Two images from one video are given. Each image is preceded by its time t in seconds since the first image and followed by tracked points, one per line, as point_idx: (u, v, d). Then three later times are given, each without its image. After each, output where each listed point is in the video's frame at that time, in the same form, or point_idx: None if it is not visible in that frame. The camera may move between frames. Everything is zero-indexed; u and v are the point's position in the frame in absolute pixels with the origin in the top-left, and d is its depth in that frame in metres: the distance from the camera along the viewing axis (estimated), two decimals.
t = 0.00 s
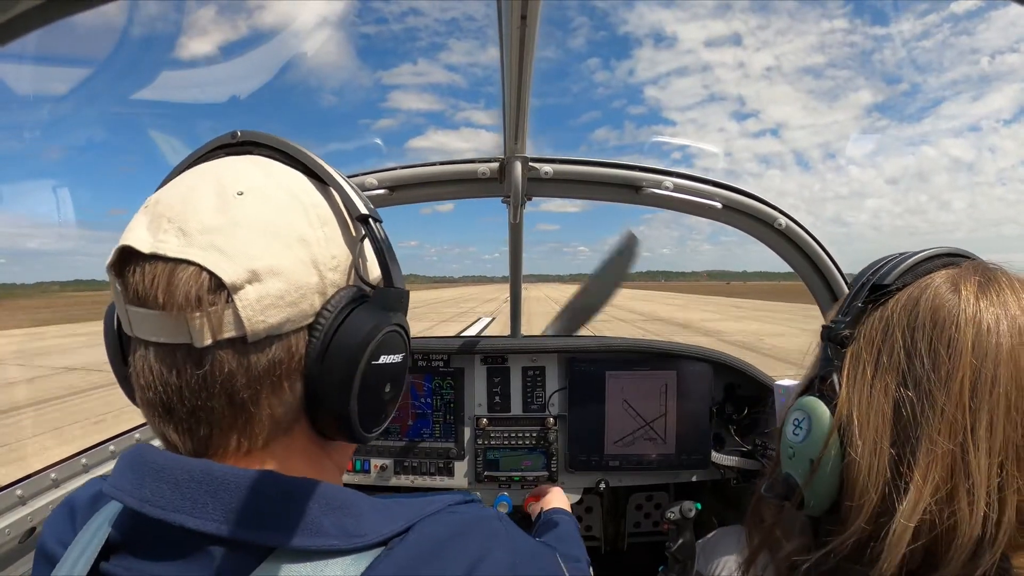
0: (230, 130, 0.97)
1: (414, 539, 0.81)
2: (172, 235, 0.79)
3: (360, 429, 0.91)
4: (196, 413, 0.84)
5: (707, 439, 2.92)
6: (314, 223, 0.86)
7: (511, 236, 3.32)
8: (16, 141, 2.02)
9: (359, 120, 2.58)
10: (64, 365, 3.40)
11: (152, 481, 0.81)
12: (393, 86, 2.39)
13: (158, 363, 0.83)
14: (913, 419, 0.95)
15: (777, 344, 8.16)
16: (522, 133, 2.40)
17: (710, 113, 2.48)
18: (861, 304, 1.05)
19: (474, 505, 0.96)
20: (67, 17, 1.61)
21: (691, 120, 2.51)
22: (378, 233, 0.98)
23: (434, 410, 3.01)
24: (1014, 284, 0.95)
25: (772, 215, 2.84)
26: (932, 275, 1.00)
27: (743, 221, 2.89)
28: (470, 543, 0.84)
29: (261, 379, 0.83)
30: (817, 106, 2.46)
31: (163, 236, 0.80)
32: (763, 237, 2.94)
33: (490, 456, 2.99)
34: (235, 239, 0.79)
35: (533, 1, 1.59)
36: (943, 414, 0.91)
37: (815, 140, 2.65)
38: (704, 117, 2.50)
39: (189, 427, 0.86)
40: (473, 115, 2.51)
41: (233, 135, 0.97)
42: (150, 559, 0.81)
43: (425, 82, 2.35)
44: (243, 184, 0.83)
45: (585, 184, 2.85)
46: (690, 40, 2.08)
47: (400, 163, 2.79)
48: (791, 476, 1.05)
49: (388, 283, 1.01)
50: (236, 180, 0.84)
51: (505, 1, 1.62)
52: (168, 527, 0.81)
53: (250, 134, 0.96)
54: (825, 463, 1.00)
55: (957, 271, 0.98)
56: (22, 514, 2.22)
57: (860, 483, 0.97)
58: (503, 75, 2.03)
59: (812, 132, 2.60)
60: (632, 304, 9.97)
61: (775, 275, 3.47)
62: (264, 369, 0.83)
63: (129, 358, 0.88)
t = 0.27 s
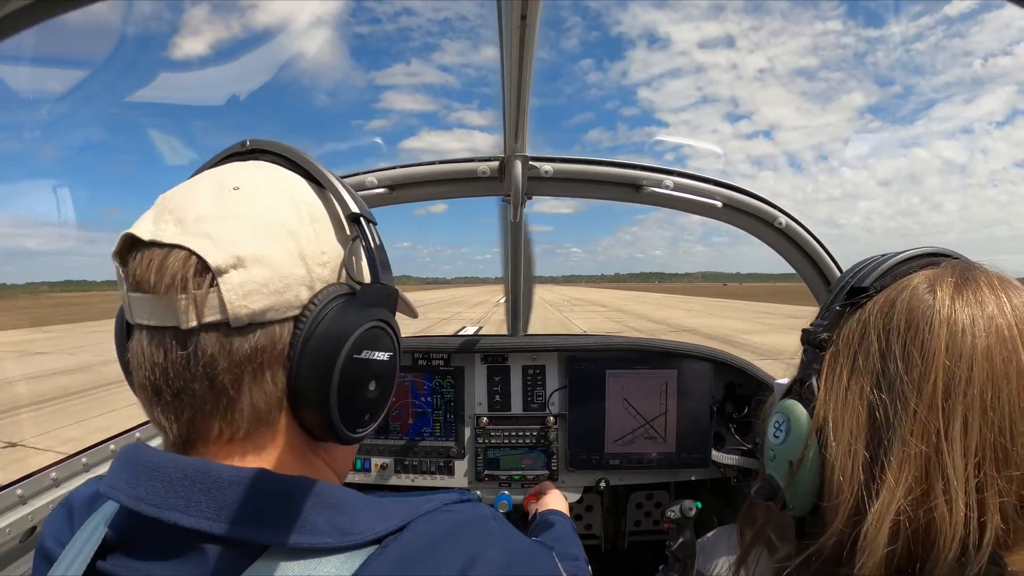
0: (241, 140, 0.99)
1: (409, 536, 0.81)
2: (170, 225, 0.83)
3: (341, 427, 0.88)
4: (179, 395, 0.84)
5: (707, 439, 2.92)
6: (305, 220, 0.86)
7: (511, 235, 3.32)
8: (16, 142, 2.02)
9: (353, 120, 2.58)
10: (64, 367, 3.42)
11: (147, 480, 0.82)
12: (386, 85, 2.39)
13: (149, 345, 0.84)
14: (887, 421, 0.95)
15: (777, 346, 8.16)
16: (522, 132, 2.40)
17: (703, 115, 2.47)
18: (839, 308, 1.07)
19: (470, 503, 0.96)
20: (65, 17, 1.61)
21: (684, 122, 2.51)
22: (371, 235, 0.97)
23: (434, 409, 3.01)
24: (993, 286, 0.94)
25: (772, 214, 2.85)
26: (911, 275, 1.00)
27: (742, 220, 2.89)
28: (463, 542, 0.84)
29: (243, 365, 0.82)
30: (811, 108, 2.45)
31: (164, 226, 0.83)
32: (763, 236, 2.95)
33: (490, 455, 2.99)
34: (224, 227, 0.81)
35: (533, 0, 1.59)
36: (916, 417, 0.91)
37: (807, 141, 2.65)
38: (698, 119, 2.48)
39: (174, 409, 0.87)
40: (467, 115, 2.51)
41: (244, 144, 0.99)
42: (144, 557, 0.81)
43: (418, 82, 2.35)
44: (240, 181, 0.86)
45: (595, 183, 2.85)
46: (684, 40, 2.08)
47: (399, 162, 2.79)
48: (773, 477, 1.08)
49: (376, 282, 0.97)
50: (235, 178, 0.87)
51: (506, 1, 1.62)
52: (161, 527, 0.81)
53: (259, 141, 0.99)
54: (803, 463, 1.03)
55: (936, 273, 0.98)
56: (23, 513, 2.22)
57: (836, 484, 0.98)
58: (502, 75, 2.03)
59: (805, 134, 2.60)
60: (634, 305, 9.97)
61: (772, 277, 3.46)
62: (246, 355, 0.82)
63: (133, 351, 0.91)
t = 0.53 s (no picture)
0: (224, 144, 1.00)
1: (393, 536, 0.81)
2: (152, 229, 0.84)
3: (323, 427, 0.88)
4: (162, 397, 0.85)
5: (706, 441, 2.92)
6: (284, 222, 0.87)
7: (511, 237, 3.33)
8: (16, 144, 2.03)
9: (343, 120, 2.59)
10: (64, 369, 3.42)
11: (134, 479, 0.82)
12: (377, 86, 2.39)
13: (132, 349, 0.85)
14: (877, 447, 0.95)
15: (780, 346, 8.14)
16: (523, 134, 2.41)
17: (695, 114, 2.47)
18: (821, 324, 1.06)
19: (459, 503, 0.96)
20: (63, 20, 1.61)
21: (675, 122, 2.51)
22: (352, 237, 0.96)
23: (434, 411, 3.01)
24: (980, 296, 0.93)
25: (772, 216, 2.85)
26: (898, 284, 0.99)
27: (742, 223, 2.90)
28: (450, 542, 0.85)
29: (223, 365, 0.83)
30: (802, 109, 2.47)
31: (146, 229, 0.84)
32: (763, 239, 2.95)
33: (490, 457, 2.99)
34: (204, 230, 0.82)
35: (534, 2, 1.59)
36: (908, 444, 0.91)
37: (799, 141, 2.65)
38: (688, 119, 2.49)
39: (159, 411, 0.87)
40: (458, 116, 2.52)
41: (227, 149, 1.00)
42: (134, 559, 0.81)
43: (408, 82, 2.34)
44: (221, 184, 0.87)
45: (593, 185, 2.85)
46: (677, 41, 2.08)
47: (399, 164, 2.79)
48: (765, 504, 1.11)
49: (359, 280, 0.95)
50: (216, 181, 0.88)
51: (506, 2, 1.62)
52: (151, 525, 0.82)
53: (242, 146, 0.99)
54: (791, 492, 1.05)
55: (921, 283, 0.97)
56: (22, 514, 2.22)
57: (823, 518, 1.00)
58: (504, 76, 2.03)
59: (796, 134, 2.61)
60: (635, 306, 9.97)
61: (766, 277, 3.46)
62: (227, 356, 0.83)
63: (116, 353, 0.92)
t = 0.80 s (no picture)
0: (208, 142, 1.00)
1: (380, 526, 0.81)
2: (138, 223, 0.85)
3: (308, 415, 0.87)
4: (148, 387, 0.85)
5: (706, 439, 2.93)
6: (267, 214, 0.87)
7: (511, 234, 3.32)
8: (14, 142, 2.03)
9: (333, 122, 2.58)
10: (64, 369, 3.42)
11: (121, 471, 0.82)
12: (368, 87, 2.39)
13: (117, 341, 0.86)
14: (881, 439, 0.95)
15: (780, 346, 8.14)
16: (523, 131, 2.41)
17: (686, 117, 2.48)
18: (806, 324, 1.03)
19: (448, 495, 0.96)
20: (60, 18, 1.61)
21: (666, 124, 2.52)
22: (334, 228, 0.97)
23: (435, 408, 3.01)
24: (961, 282, 0.95)
25: (772, 213, 2.85)
26: (880, 277, 0.99)
27: (742, 219, 2.90)
28: (439, 532, 0.85)
29: (208, 354, 0.83)
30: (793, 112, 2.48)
31: (132, 223, 0.85)
32: (763, 236, 2.95)
33: (490, 454, 2.99)
34: (188, 221, 0.82)
35: None
36: (913, 434, 0.91)
37: (790, 144, 2.67)
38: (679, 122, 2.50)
39: (145, 402, 0.87)
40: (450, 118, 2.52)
41: (211, 146, 1.00)
42: (119, 552, 0.81)
43: (399, 84, 2.35)
44: (205, 177, 0.88)
45: (589, 182, 2.85)
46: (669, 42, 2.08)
47: (399, 161, 2.79)
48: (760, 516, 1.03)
49: (337, 269, 0.96)
50: (201, 175, 0.89)
51: None
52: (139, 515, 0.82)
53: (225, 142, 0.99)
54: (795, 500, 0.99)
55: (901, 275, 0.97)
56: (22, 512, 2.22)
57: (832, 520, 0.98)
58: (504, 69, 2.01)
59: (788, 136, 2.62)
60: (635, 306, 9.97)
61: (757, 279, 3.46)
62: (211, 344, 0.83)
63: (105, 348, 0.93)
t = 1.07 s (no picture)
0: (187, 147, 1.00)
1: (369, 530, 0.81)
2: (117, 231, 0.84)
3: (291, 418, 0.87)
4: (131, 395, 0.85)
5: (706, 442, 2.93)
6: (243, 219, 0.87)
7: (512, 237, 3.32)
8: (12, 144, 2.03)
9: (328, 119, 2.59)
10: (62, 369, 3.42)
11: (108, 474, 0.82)
12: (362, 82, 2.36)
13: (100, 350, 0.86)
14: (932, 477, 0.87)
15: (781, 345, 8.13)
16: (524, 134, 2.41)
17: (680, 114, 2.48)
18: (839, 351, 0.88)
19: (438, 498, 0.95)
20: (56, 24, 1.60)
21: (660, 121, 2.53)
22: (312, 230, 0.95)
23: (435, 411, 3.00)
24: (972, 293, 0.91)
25: (772, 216, 2.85)
26: (906, 297, 0.90)
27: (743, 221, 2.89)
28: (428, 533, 0.85)
29: (189, 361, 0.83)
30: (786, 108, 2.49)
31: (111, 232, 0.85)
32: (764, 239, 2.95)
33: (490, 457, 2.99)
34: (166, 228, 0.82)
35: (534, 2, 1.59)
36: (965, 466, 0.84)
37: (784, 142, 2.67)
38: (673, 118, 2.50)
39: (129, 410, 0.87)
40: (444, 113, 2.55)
41: (190, 151, 1.00)
42: (106, 555, 0.81)
43: (394, 79, 2.33)
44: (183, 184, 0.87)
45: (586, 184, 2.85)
46: (665, 40, 2.08)
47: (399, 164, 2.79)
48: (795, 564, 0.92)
49: (314, 270, 0.94)
50: (179, 181, 0.88)
51: (507, 3, 1.61)
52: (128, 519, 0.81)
53: (205, 148, 0.99)
54: (836, 546, 0.90)
55: (925, 292, 0.91)
56: (22, 514, 2.22)
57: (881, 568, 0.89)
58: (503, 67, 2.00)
59: (780, 134, 2.62)
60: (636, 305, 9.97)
61: (754, 278, 3.46)
62: (192, 351, 0.83)
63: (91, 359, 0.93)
